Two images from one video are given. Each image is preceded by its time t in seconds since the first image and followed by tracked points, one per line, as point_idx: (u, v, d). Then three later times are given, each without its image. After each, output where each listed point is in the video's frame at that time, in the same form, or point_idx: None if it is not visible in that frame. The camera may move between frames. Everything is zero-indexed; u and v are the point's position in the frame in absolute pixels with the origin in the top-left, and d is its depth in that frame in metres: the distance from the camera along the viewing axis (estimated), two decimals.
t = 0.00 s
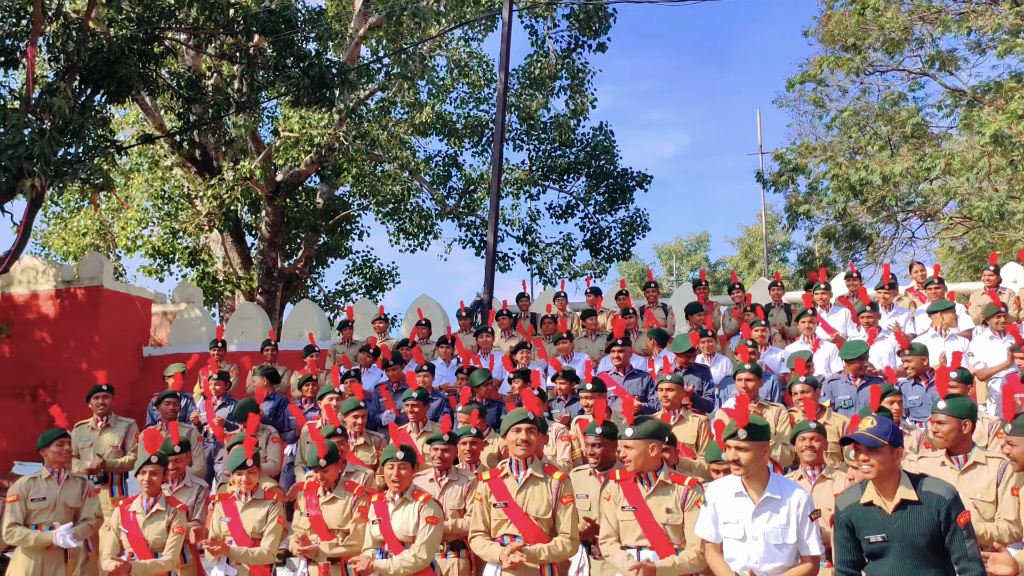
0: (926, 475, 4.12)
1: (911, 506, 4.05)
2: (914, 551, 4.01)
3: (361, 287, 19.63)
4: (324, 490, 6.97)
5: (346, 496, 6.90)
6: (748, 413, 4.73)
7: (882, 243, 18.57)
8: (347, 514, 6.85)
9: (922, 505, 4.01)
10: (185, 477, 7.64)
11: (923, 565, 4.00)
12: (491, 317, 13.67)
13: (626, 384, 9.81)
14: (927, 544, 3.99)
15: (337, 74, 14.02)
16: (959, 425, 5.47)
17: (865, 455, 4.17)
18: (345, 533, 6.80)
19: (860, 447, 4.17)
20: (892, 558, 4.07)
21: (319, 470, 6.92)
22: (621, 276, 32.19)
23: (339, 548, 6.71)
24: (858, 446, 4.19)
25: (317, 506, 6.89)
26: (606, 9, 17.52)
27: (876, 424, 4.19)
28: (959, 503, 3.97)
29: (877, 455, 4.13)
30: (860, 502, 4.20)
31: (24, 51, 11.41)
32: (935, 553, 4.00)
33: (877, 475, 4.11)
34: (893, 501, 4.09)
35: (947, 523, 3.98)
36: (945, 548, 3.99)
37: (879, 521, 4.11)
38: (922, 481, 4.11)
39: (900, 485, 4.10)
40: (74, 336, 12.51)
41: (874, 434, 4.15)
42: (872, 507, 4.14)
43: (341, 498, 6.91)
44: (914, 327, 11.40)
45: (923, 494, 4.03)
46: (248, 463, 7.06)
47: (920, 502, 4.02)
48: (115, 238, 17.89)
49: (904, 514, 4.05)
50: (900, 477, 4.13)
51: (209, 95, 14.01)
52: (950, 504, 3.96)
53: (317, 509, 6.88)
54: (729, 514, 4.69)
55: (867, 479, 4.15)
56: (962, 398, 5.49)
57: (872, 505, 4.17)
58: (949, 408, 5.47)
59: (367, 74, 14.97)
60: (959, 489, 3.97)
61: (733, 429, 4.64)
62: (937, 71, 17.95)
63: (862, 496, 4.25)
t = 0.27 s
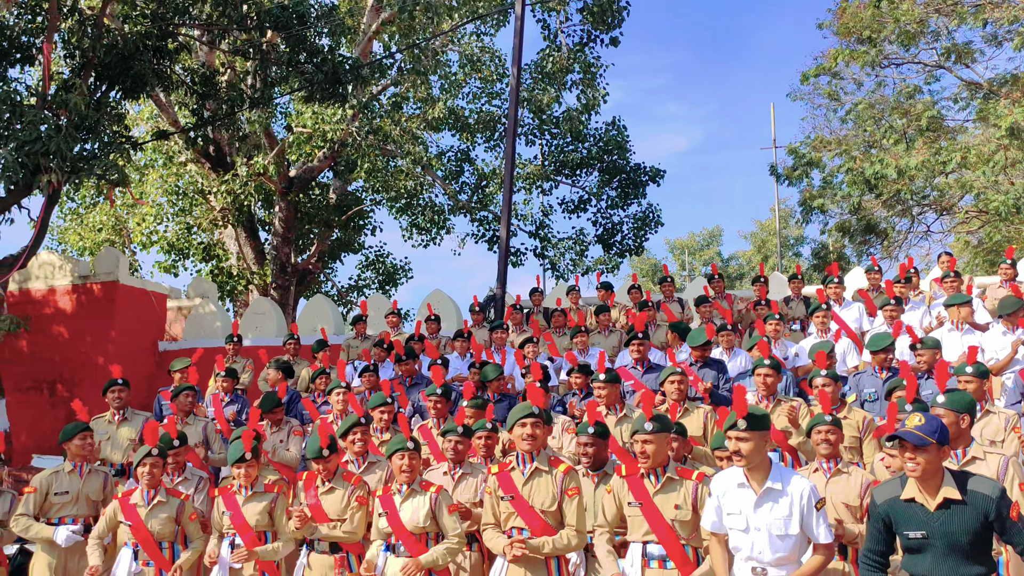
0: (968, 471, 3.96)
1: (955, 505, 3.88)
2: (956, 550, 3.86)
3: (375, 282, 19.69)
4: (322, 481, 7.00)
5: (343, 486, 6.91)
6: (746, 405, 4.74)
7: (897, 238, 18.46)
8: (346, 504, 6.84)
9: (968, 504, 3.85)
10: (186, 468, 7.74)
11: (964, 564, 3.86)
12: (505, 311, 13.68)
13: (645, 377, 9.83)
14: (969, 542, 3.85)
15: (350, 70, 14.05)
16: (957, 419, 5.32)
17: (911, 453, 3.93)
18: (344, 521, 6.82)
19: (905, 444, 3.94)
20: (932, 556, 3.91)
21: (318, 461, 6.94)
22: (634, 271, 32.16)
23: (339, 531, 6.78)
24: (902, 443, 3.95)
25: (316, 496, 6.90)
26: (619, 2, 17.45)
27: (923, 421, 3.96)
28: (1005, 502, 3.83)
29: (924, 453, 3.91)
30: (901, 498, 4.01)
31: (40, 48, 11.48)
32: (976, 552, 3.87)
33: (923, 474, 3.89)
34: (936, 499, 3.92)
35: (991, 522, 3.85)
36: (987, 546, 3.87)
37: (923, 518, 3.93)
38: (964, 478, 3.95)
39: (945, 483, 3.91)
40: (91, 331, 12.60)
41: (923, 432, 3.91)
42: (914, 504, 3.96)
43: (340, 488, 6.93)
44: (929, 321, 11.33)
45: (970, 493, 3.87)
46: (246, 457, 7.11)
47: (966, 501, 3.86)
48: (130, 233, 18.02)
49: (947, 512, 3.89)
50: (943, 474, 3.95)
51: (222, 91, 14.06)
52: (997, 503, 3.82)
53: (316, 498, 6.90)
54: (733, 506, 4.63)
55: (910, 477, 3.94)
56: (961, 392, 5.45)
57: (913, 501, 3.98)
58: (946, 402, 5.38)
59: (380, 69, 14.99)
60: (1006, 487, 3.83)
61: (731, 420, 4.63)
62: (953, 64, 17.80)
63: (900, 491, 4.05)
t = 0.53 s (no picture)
0: (981, 470, 3.95)
1: (969, 502, 3.85)
2: (967, 546, 3.84)
3: (376, 278, 19.69)
4: (324, 485, 7.04)
5: (347, 491, 6.96)
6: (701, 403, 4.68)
7: (899, 234, 18.44)
8: (350, 508, 6.89)
9: (983, 502, 3.84)
10: (181, 464, 7.65)
11: (973, 560, 3.84)
12: (505, 308, 13.68)
13: (649, 373, 9.85)
14: (981, 539, 3.83)
15: (352, 65, 14.07)
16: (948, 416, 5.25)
17: (923, 449, 3.90)
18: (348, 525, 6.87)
19: (919, 440, 3.91)
20: (940, 550, 3.88)
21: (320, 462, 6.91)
22: (635, 268, 32.15)
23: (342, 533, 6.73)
24: (915, 439, 3.93)
25: (317, 499, 6.95)
26: None
27: (937, 418, 3.93)
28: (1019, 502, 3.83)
29: (937, 450, 3.88)
30: (913, 493, 3.97)
31: (41, 43, 11.48)
32: (985, 549, 3.86)
33: (936, 470, 3.87)
34: (950, 495, 3.89)
35: (1004, 521, 3.84)
36: (996, 544, 3.86)
37: (935, 511, 3.90)
38: (978, 476, 3.94)
39: (958, 481, 3.89)
40: (92, 327, 12.61)
41: (937, 429, 3.88)
42: (927, 500, 3.92)
43: (341, 493, 6.96)
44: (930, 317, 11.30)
45: (985, 491, 3.86)
46: (244, 453, 7.11)
47: (981, 498, 3.84)
48: (132, 230, 18.02)
49: (961, 509, 3.86)
50: (956, 472, 3.94)
51: (224, 87, 14.04)
52: (1011, 502, 3.82)
53: (318, 502, 6.93)
54: (701, 505, 4.63)
55: (923, 473, 3.91)
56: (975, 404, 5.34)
57: (926, 497, 3.94)
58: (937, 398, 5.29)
59: (382, 65, 14.97)
60: (1021, 487, 3.83)
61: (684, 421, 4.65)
62: (956, 60, 17.75)
63: (910, 486, 4.02)
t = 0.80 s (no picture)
0: (946, 468, 4.01)
1: (933, 500, 3.92)
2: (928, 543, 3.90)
3: (366, 276, 19.70)
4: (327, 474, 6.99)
5: (352, 480, 6.95)
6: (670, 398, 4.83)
7: (886, 234, 18.57)
8: (355, 497, 6.89)
9: (945, 499, 3.89)
10: (175, 459, 7.68)
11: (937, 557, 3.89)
12: (495, 306, 13.73)
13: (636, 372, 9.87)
14: (945, 536, 3.89)
15: (342, 64, 14.12)
16: (941, 412, 5.43)
17: (883, 449, 4.00)
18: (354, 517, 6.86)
19: (879, 440, 4.01)
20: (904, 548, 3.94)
21: (331, 446, 6.97)
22: (625, 267, 32.23)
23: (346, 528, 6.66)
24: (876, 440, 4.03)
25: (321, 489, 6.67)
26: None
27: (899, 418, 4.03)
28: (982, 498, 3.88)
29: (897, 449, 3.97)
30: (878, 492, 4.07)
31: (28, 39, 11.48)
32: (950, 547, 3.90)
33: (895, 467, 3.96)
34: (914, 493, 3.97)
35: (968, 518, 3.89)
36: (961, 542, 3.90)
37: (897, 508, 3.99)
38: (942, 475, 4.00)
39: (921, 478, 3.97)
40: (80, 324, 12.60)
41: (896, 429, 3.97)
42: (891, 498, 4.01)
43: (347, 482, 6.96)
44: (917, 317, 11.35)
45: (946, 488, 3.91)
46: (246, 446, 7.13)
47: (943, 496, 3.90)
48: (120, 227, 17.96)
49: (924, 506, 3.93)
50: (919, 470, 4.01)
51: (213, 83, 14.02)
52: (973, 498, 3.87)
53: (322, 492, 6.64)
54: (672, 498, 4.75)
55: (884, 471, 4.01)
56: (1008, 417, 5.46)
57: (891, 495, 4.02)
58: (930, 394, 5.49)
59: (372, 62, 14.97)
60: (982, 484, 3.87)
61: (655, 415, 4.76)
62: (942, 61, 17.87)
63: (877, 485, 4.12)
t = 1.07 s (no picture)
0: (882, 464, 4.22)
1: (864, 495, 4.14)
2: (862, 537, 4.13)
3: (348, 276, 19.63)
4: (325, 479, 7.03)
5: (348, 484, 6.93)
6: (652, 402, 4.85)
7: (864, 235, 18.73)
8: (352, 502, 6.88)
9: (875, 495, 4.11)
10: (169, 462, 7.69)
11: (869, 550, 4.13)
12: (476, 306, 13.73)
13: (614, 373, 9.92)
14: (874, 531, 4.11)
15: (324, 62, 14.08)
16: (933, 411, 5.82)
17: (815, 443, 4.26)
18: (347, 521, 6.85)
19: (811, 435, 4.26)
20: (839, 541, 4.19)
21: (330, 446, 6.94)
22: (607, 267, 32.30)
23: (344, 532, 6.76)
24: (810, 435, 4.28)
25: (318, 495, 6.97)
26: None
27: (831, 415, 4.28)
28: (910, 495, 4.07)
29: (827, 444, 4.21)
30: (815, 487, 4.33)
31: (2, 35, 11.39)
32: (882, 540, 4.12)
33: (827, 462, 4.22)
34: (846, 488, 4.19)
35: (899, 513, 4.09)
36: (892, 536, 4.12)
37: (825, 502, 4.26)
38: (877, 470, 4.20)
39: (854, 474, 4.19)
40: (55, 324, 12.48)
41: (827, 425, 4.22)
42: (825, 492, 4.26)
43: (344, 487, 6.95)
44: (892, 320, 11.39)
45: (877, 484, 4.12)
46: (240, 452, 7.02)
47: (873, 492, 4.11)
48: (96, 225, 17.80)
49: (855, 502, 4.15)
50: (854, 465, 4.23)
51: (192, 81, 13.92)
52: (903, 494, 4.06)
53: (319, 498, 6.89)
54: (654, 501, 4.77)
55: (818, 466, 4.27)
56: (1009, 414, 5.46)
57: (825, 489, 4.28)
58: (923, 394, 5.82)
59: (354, 61, 14.93)
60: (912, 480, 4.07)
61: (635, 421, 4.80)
62: (919, 65, 18.05)
63: (817, 480, 4.38)
